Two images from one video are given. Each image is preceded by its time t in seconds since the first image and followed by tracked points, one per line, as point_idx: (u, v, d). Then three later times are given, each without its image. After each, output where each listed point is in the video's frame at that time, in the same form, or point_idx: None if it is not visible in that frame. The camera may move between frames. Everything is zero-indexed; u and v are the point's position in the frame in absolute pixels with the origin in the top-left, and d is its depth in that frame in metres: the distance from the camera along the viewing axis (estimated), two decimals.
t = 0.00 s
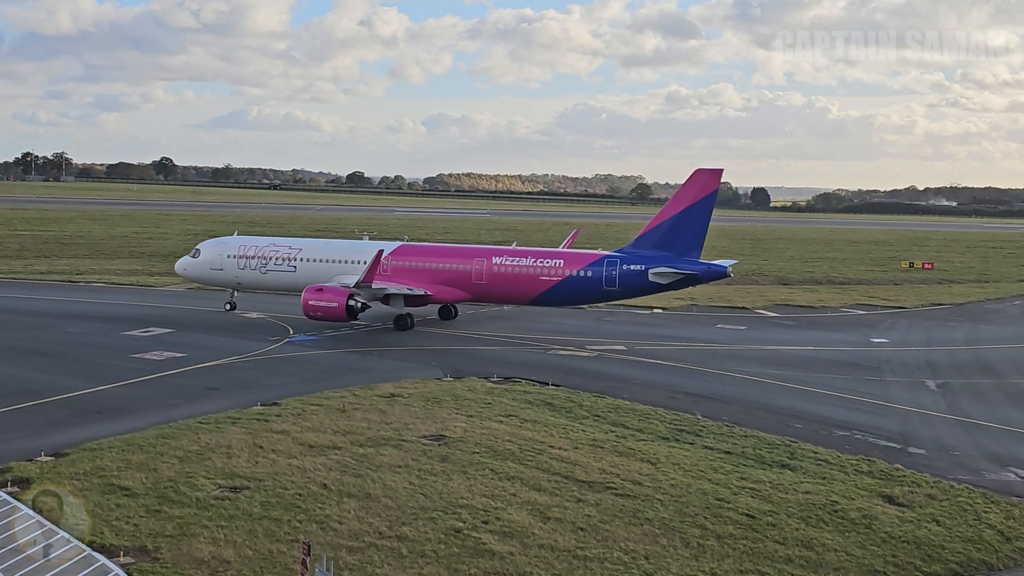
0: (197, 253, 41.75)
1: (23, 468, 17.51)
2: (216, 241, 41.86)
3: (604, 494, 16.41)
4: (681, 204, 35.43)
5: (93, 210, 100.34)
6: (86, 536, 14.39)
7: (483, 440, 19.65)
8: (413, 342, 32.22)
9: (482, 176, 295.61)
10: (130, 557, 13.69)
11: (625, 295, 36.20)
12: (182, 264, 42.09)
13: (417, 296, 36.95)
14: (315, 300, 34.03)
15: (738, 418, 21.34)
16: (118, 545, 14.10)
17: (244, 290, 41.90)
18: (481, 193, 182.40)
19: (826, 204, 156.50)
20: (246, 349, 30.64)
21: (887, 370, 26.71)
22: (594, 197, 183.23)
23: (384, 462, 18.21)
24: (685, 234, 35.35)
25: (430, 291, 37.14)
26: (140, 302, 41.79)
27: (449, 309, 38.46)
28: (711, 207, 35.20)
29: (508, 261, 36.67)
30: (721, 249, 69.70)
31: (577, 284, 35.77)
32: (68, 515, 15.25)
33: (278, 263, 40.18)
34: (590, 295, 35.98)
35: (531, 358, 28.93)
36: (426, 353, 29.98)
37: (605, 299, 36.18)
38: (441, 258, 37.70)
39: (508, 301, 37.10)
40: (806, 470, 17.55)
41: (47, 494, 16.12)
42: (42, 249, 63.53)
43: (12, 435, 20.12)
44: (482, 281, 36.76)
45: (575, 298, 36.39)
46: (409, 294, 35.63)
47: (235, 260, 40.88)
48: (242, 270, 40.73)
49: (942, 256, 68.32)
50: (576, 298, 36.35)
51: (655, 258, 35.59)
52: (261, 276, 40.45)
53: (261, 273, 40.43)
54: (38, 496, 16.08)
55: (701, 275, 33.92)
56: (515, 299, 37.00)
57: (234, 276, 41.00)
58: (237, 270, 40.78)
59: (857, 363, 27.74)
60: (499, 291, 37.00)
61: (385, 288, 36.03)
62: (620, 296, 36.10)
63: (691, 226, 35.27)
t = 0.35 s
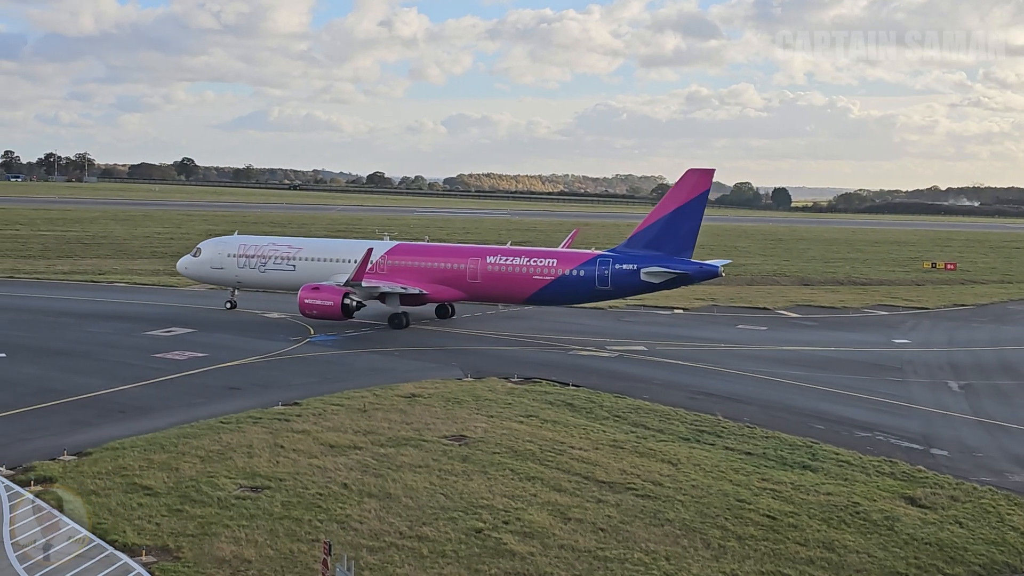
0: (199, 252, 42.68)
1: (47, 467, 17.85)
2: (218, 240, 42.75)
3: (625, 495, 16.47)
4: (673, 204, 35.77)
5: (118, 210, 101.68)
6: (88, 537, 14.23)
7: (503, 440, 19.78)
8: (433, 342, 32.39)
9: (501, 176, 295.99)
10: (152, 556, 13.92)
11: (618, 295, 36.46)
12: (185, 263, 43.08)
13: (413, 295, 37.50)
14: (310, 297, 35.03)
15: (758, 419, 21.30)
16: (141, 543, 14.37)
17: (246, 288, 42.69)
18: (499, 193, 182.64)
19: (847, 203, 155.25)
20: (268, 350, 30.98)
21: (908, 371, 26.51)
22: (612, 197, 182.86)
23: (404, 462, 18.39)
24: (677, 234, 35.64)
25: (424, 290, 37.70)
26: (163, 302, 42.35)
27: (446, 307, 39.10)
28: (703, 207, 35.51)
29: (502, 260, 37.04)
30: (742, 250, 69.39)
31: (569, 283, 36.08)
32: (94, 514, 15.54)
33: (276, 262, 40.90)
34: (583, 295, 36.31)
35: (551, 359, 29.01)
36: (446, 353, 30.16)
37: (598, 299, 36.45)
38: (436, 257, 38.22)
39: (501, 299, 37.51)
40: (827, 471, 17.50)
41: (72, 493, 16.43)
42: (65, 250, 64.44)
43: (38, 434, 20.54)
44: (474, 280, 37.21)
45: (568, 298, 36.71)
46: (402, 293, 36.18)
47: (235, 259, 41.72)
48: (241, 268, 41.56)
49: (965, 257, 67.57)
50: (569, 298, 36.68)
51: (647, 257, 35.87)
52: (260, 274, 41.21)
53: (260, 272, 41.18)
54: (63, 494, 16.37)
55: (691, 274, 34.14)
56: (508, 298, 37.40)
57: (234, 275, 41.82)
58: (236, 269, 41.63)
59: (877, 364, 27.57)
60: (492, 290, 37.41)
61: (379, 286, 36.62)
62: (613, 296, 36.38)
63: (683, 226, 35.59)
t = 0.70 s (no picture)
0: (200, 251, 43.74)
1: (69, 466, 18.15)
2: (219, 239, 43.77)
3: (645, 495, 16.52)
4: (665, 203, 36.49)
5: (139, 210, 102.86)
6: (87, 537, 14.49)
7: (523, 440, 19.91)
8: (453, 342, 32.55)
9: (520, 176, 296.29)
10: (173, 555, 14.13)
11: (610, 293, 37.21)
12: (187, 262, 44.17)
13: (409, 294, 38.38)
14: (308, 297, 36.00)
15: (779, 420, 21.25)
16: (161, 542, 14.56)
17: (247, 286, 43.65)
18: (518, 193, 182.81)
19: (868, 203, 154.08)
20: (289, 349, 31.29)
21: (929, 371, 26.34)
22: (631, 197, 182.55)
23: (424, 461, 18.55)
24: (668, 233, 36.40)
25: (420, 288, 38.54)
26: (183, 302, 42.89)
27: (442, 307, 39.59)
28: (693, 206, 36.24)
29: (496, 260, 37.88)
30: (762, 250, 69.11)
31: (562, 282, 36.85)
32: (117, 511, 15.81)
33: (274, 261, 41.82)
34: (576, 293, 37.05)
35: (571, 359, 29.09)
36: (466, 353, 30.31)
37: (591, 297, 37.21)
38: (431, 256, 39.06)
39: (496, 297, 38.34)
40: (848, 472, 17.44)
41: (95, 491, 16.71)
42: (87, 249, 65.30)
43: (62, 432, 20.91)
44: (469, 279, 38.05)
45: (561, 296, 37.48)
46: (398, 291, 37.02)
47: (234, 258, 42.71)
48: (241, 267, 42.55)
49: (987, 257, 66.90)
50: (562, 296, 37.44)
51: (639, 256, 36.60)
52: (259, 273, 42.17)
53: (259, 271, 42.14)
54: (85, 493, 16.64)
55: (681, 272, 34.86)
56: (502, 296, 38.22)
57: (234, 274, 42.81)
58: (236, 267, 42.64)
59: (898, 364, 27.41)
60: (487, 288, 38.24)
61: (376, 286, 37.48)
62: (604, 295, 37.20)
63: (674, 224, 36.34)
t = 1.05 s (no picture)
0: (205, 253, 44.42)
1: (96, 468, 18.48)
2: (223, 241, 44.47)
3: (670, 499, 16.55)
4: (661, 205, 36.72)
5: (166, 214, 104.20)
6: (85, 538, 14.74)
7: (547, 443, 20.02)
8: (478, 346, 32.71)
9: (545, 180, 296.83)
10: (199, 557, 14.36)
11: (608, 295, 37.57)
12: (192, 263, 44.84)
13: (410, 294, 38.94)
14: (309, 298, 36.64)
15: (805, 424, 21.14)
16: (187, 544, 14.79)
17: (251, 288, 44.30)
18: (541, 197, 183.06)
19: (895, 207, 152.51)
20: (315, 352, 31.64)
21: (957, 376, 26.07)
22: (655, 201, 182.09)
23: (449, 464, 18.71)
24: (664, 234, 36.64)
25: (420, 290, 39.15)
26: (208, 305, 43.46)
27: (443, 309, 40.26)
28: (690, 207, 36.41)
29: (495, 261, 38.45)
30: (788, 254, 68.70)
31: (560, 283, 37.28)
32: (144, 513, 16.08)
33: (278, 263, 42.51)
34: (574, 294, 37.45)
35: (595, 362, 29.12)
36: (490, 356, 30.46)
37: (589, 298, 37.58)
38: (432, 258, 39.69)
39: (494, 298, 38.86)
40: (875, 477, 17.34)
41: (122, 493, 17.02)
42: (115, 253, 66.36)
43: (90, 434, 21.32)
44: (469, 280, 38.59)
45: (559, 297, 37.88)
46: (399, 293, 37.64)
47: (238, 260, 43.39)
48: (245, 269, 43.22)
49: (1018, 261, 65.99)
50: (560, 297, 37.85)
51: (636, 258, 36.89)
52: (262, 275, 42.83)
53: (263, 273, 42.80)
54: (111, 494, 16.94)
55: (677, 274, 35.16)
56: (501, 297, 38.73)
57: (238, 276, 43.46)
58: (240, 269, 43.31)
59: (925, 368, 27.16)
60: (486, 290, 38.77)
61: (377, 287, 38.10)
62: (603, 296, 37.52)
63: (671, 226, 36.56)
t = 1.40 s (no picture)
0: (217, 254, 45.28)
1: (130, 469, 18.95)
2: (234, 242, 45.33)
3: (702, 502, 16.58)
4: (664, 207, 37.21)
5: (200, 217, 105.94)
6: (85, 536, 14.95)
7: (578, 446, 20.12)
8: (509, 348, 32.91)
9: (575, 182, 296.42)
10: (232, 557, 14.68)
11: (612, 296, 38.03)
12: (204, 264, 45.73)
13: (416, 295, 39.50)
14: (318, 299, 37.39)
15: (837, 428, 21.02)
16: (220, 545, 15.10)
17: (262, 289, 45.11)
18: (571, 201, 182.93)
19: (930, 209, 150.17)
20: (346, 354, 32.09)
21: (993, 379, 25.72)
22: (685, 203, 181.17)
23: (480, 467, 18.91)
24: (667, 237, 37.13)
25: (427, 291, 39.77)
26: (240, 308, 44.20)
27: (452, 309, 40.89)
28: (692, 210, 36.87)
29: (501, 262, 39.03)
30: (821, 256, 68.10)
31: (565, 284, 37.80)
32: (177, 513, 16.46)
33: (288, 264, 43.29)
34: (579, 295, 37.94)
35: (626, 365, 29.17)
36: (522, 359, 30.64)
37: (593, 299, 38.07)
38: (438, 259, 40.34)
39: (500, 299, 39.42)
40: (908, 481, 17.21)
41: (155, 494, 17.42)
42: (150, 256, 67.67)
43: (123, 436, 21.86)
44: (475, 281, 39.18)
45: (564, 298, 38.40)
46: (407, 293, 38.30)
47: (249, 261, 44.21)
48: (256, 270, 44.05)
49: None
50: (564, 298, 38.37)
51: (639, 260, 37.39)
52: (273, 276, 43.61)
53: (273, 273, 43.59)
54: (144, 495, 17.35)
55: (679, 275, 35.59)
56: (506, 298, 39.29)
57: (250, 277, 44.30)
58: (251, 271, 44.15)
59: (961, 372, 26.82)
60: (492, 290, 39.35)
61: (385, 287, 38.79)
62: (607, 297, 37.99)
63: (673, 228, 37.04)
